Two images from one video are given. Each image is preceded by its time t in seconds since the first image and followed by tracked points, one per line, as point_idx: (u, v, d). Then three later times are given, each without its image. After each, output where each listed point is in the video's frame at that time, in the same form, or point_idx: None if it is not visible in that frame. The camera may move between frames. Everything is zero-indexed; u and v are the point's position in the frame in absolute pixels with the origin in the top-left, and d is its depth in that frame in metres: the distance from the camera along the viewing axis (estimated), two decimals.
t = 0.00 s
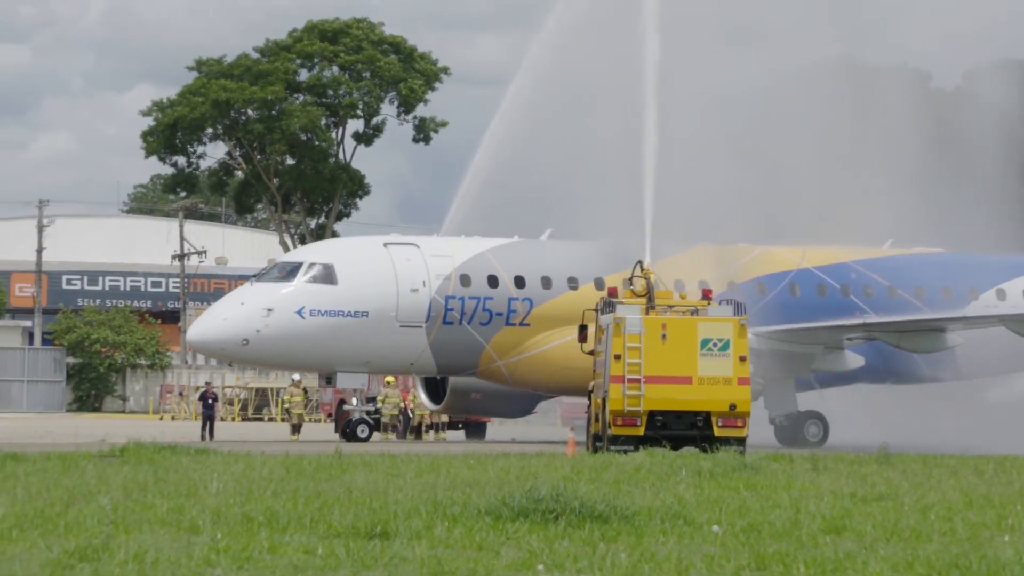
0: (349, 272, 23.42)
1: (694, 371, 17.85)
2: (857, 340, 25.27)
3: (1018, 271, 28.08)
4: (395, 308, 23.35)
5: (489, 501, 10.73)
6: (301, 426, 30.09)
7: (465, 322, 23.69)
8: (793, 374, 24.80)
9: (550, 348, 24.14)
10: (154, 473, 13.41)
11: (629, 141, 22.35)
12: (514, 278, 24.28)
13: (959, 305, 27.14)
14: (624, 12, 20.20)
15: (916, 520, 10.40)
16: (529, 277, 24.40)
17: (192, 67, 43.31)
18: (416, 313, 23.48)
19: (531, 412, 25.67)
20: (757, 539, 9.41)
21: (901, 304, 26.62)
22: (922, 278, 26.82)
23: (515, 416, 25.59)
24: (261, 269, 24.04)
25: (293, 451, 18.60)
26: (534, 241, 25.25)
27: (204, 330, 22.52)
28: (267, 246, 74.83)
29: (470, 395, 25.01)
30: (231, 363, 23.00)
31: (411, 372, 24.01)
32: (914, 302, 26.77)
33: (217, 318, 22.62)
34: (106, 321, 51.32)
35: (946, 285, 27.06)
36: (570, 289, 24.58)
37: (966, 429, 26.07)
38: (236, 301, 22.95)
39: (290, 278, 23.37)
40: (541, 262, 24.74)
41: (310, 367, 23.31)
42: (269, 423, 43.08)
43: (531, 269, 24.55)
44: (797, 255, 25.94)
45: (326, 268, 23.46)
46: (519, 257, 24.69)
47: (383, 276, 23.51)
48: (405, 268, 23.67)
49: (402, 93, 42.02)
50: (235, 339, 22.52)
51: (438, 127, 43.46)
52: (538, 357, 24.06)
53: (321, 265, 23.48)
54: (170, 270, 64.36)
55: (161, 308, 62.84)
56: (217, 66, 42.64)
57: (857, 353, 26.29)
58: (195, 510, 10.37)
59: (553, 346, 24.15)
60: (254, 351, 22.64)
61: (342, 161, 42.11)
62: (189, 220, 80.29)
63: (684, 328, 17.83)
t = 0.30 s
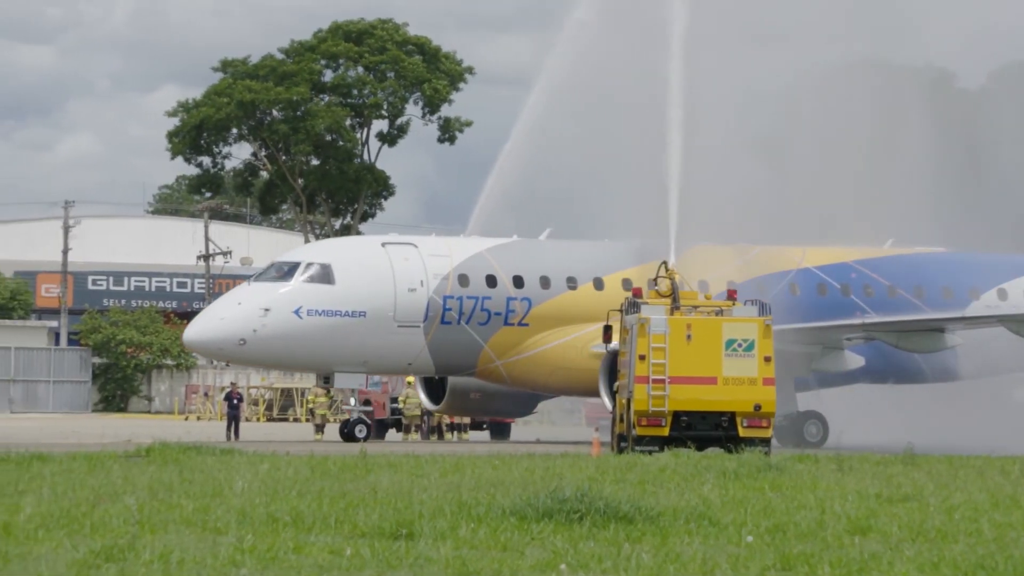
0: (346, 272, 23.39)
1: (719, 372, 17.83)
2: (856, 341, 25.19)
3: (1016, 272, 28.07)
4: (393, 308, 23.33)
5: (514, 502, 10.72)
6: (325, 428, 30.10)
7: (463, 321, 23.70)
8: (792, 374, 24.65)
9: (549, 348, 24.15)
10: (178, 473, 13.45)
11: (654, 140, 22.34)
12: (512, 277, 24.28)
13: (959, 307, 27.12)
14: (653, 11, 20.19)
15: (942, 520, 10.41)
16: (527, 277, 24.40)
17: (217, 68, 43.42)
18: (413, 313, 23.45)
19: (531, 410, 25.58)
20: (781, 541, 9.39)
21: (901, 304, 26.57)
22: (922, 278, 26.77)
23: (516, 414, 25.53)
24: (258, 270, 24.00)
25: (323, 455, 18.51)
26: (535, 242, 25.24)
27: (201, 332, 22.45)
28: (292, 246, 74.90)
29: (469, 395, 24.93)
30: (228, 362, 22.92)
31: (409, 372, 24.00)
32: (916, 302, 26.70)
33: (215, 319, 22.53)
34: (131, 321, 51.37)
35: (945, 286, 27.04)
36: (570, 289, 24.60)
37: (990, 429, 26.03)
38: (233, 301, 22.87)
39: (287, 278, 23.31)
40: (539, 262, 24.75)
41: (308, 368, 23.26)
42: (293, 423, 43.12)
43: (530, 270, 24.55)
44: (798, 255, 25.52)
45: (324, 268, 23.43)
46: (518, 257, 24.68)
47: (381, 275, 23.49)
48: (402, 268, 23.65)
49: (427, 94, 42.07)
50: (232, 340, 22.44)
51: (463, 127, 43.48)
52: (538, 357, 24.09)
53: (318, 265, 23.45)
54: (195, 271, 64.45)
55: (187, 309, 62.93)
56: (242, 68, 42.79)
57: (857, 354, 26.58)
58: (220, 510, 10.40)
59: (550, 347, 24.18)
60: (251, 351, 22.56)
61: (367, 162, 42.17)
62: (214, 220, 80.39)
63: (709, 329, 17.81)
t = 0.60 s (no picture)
0: (347, 271, 23.29)
1: (748, 372, 17.82)
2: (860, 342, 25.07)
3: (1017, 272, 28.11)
4: (394, 308, 23.24)
5: (543, 502, 10.70)
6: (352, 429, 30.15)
7: (464, 321, 23.61)
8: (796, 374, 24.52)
9: (551, 348, 24.13)
10: (207, 473, 13.49)
11: (683, 139, 22.32)
12: (514, 276, 24.22)
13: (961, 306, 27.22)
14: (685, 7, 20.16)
15: (972, 521, 10.40)
16: (529, 277, 24.33)
17: (246, 68, 43.51)
18: (414, 313, 23.37)
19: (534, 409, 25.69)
20: (810, 541, 9.39)
21: (907, 304, 26.71)
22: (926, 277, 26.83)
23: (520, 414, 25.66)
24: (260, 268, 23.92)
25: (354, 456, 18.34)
26: (535, 242, 25.18)
27: (201, 332, 22.43)
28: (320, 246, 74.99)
29: (472, 395, 25.09)
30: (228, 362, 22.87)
31: (410, 372, 23.93)
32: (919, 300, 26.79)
33: (216, 318, 22.50)
34: (160, 321, 51.49)
35: (949, 286, 27.11)
36: (571, 289, 24.53)
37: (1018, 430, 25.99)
38: (234, 301, 22.82)
39: (288, 278, 23.22)
40: (541, 261, 24.68)
41: (310, 367, 23.20)
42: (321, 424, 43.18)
43: (534, 270, 24.48)
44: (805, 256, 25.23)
45: (325, 267, 23.32)
46: (519, 257, 24.61)
47: (382, 275, 23.39)
48: (403, 267, 23.55)
49: (454, 94, 42.09)
50: (232, 340, 22.39)
51: (491, 127, 43.50)
52: (540, 357, 24.07)
53: (319, 264, 23.34)
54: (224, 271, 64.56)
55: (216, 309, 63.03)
56: (271, 69, 42.86)
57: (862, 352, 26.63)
58: (249, 510, 10.42)
59: (552, 347, 24.17)
60: (252, 351, 22.51)
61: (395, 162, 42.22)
62: (243, 220, 80.51)
63: (737, 330, 17.80)
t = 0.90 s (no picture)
0: (346, 272, 23.23)
1: (776, 372, 17.79)
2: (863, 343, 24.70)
3: None
4: (393, 308, 23.17)
5: (569, 503, 10.68)
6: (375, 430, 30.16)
7: (464, 321, 23.52)
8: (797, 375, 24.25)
9: (550, 349, 24.01)
10: (235, 472, 13.56)
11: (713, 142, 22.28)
12: (514, 276, 24.13)
13: (967, 305, 26.74)
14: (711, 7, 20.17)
15: (1000, 521, 10.37)
16: (530, 276, 24.24)
17: (274, 68, 43.59)
18: (414, 313, 23.30)
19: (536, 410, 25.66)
20: (838, 542, 9.39)
21: (911, 304, 26.26)
22: (927, 277, 26.49)
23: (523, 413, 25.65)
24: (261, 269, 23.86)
25: (381, 454, 18.30)
26: (537, 242, 25.09)
27: (199, 332, 22.37)
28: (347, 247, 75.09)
29: (473, 395, 25.08)
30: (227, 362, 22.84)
31: (411, 372, 23.88)
32: (923, 300, 26.37)
33: (214, 318, 22.47)
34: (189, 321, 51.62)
35: (952, 286, 26.72)
36: (572, 289, 24.39)
37: None
38: (233, 301, 22.80)
39: (287, 278, 23.17)
40: (542, 261, 24.58)
41: (308, 368, 23.16)
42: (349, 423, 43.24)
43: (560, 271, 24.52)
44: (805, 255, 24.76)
45: (324, 267, 23.26)
46: (534, 257, 24.60)
47: (382, 276, 23.32)
48: (403, 267, 23.47)
49: (482, 94, 42.10)
50: (230, 340, 22.35)
51: (518, 127, 43.52)
52: (539, 358, 23.97)
53: (319, 264, 23.28)
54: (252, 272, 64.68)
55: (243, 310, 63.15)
56: (299, 69, 42.94)
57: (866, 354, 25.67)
58: (277, 510, 10.46)
59: (552, 347, 24.04)
60: (251, 351, 22.48)
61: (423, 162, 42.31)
62: (271, 220, 80.67)
63: (765, 330, 17.79)
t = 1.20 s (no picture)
0: (349, 271, 23.10)
1: (807, 373, 17.76)
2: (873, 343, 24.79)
3: None
4: (395, 309, 23.04)
5: (601, 503, 10.66)
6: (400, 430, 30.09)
7: (468, 321, 23.39)
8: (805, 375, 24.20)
9: (555, 349, 23.88)
10: (266, 472, 13.60)
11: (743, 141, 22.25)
12: (518, 276, 23.97)
13: (974, 306, 26.25)
14: (745, 6, 20.18)
15: None
16: (534, 276, 24.09)
17: (305, 69, 43.65)
18: (417, 313, 23.17)
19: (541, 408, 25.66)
20: (870, 543, 9.36)
21: (917, 304, 25.79)
22: (934, 276, 26.03)
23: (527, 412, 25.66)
24: (265, 267, 23.78)
25: (412, 454, 18.34)
26: (542, 241, 24.93)
27: (202, 332, 22.39)
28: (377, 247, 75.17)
29: (478, 395, 25.04)
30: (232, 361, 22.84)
31: (415, 371, 23.80)
32: (929, 299, 25.92)
33: (216, 318, 22.45)
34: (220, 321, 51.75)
35: (960, 285, 26.23)
36: (576, 289, 24.25)
37: None
38: (236, 300, 22.75)
39: (290, 277, 23.07)
40: (547, 261, 24.42)
41: (311, 367, 23.11)
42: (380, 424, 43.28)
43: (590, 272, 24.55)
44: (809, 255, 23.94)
45: (327, 267, 23.12)
46: (564, 257, 24.63)
47: (385, 276, 23.16)
48: (405, 266, 23.32)
49: (513, 95, 42.10)
50: (233, 340, 22.36)
51: (550, 127, 43.51)
52: (543, 357, 23.85)
53: (322, 264, 23.13)
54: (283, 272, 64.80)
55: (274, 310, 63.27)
56: (330, 69, 42.99)
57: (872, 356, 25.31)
58: (309, 510, 10.49)
59: (555, 347, 23.92)
60: (253, 350, 22.47)
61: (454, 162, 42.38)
62: (303, 220, 80.81)
63: (797, 331, 17.75)
